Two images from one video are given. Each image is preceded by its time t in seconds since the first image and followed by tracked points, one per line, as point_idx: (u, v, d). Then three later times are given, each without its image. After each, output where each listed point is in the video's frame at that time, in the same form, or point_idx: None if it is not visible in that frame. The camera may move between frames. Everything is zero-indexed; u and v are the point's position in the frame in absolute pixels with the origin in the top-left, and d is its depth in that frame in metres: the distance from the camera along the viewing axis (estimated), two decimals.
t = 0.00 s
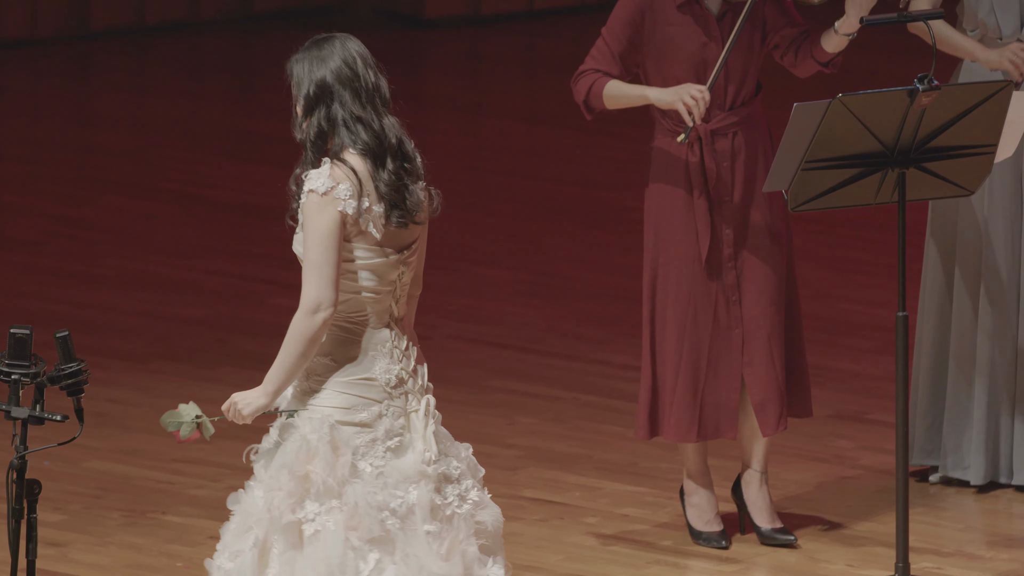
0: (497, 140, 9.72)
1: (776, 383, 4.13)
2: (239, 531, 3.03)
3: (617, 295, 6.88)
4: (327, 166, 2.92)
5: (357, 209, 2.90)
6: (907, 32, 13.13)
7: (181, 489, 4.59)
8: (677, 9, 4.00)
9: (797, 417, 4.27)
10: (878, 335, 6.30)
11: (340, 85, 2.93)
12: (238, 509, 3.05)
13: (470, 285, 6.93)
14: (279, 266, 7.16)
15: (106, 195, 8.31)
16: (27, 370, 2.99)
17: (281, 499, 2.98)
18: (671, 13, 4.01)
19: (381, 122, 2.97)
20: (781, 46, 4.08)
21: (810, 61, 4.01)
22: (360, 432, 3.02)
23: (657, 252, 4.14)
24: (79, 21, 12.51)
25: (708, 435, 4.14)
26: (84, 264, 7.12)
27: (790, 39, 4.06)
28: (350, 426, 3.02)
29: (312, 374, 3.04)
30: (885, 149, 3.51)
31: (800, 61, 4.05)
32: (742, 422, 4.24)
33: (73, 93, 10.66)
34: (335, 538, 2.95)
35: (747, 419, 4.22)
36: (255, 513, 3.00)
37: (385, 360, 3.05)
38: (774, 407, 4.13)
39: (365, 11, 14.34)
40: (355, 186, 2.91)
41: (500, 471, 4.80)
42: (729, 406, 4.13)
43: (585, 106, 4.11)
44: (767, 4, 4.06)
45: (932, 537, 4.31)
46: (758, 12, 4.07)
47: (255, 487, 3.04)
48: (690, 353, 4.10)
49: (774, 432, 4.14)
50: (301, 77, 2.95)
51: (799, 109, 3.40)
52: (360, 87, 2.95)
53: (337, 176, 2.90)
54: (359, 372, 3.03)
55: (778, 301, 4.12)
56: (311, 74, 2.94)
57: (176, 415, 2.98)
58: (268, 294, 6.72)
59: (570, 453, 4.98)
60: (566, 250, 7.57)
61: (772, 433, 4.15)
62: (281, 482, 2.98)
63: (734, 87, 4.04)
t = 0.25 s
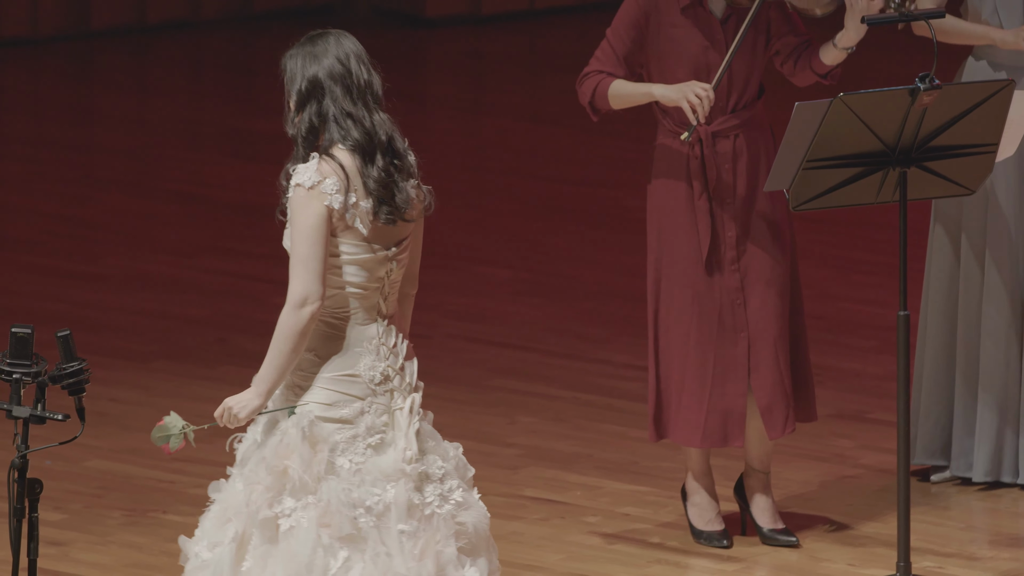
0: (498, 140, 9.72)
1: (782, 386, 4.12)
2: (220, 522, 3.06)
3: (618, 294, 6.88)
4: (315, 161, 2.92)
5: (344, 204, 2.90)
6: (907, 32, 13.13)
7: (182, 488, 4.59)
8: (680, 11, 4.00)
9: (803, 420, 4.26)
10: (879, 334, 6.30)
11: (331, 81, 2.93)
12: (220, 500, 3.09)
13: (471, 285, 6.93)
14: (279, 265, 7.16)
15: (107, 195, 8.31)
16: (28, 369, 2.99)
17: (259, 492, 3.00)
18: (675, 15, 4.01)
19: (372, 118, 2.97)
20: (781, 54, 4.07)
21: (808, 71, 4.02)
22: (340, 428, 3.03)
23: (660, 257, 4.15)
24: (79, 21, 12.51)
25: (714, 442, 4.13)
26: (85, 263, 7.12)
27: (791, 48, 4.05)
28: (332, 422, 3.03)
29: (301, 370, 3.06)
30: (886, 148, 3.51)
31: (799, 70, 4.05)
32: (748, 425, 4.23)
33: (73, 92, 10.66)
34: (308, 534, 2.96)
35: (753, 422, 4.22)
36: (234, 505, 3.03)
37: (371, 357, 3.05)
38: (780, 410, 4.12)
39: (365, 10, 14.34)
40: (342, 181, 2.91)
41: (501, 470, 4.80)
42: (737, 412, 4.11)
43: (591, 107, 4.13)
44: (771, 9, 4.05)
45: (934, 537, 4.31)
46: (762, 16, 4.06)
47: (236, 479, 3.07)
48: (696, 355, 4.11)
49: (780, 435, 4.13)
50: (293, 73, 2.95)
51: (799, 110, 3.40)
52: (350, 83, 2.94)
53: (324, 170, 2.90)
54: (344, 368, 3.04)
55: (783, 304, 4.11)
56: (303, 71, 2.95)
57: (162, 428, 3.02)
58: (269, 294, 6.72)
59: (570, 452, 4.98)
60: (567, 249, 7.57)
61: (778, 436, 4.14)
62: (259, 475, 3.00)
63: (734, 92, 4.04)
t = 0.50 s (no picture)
0: (498, 140, 9.72)
1: (782, 391, 4.11)
2: (194, 521, 3.13)
3: (618, 294, 6.88)
4: (288, 164, 2.92)
5: (314, 208, 2.91)
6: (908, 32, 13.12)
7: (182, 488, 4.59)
8: (689, 11, 4.00)
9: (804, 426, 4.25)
10: (879, 334, 6.30)
11: (308, 84, 2.93)
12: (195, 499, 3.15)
13: (471, 285, 6.93)
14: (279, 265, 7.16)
15: (107, 195, 8.31)
16: (28, 370, 2.99)
17: (227, 494, 3.06)
18: (684, 16, 4.01)
19: (347, 122, 2.96)
20: (780, 63, 4.05)
21: (801, 88, 4.00)
22: (307, 430, 3.04)
23: (662, 260, 4.16)
24: (79, 21, 12.51)
25: (711, 446, 4.13)
26: (84, 263, 7.11)
27: (790, 59, 4.04)
28: (299, 424, 3.05)
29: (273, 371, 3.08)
30: (886, 149, 3.51)
31: (793, 84, 4.03)
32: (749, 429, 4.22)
33: (73, 92, 10.66)
34: (271, 537, 3.01)
35: (752, 426, 4.21)
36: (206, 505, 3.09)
37: (341, 359, 3.05)
38: (779, 416, 4.12)
39: (365, 10, 14.34)
40: (313, 184, 2.91)
41: (501, 470, 4.79)
42: (735, 415, 4.11)
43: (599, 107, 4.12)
44: (780, 16, 4.03)
45: (933, 537, 4.31)
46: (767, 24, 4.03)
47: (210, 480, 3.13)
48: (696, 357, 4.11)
49: (779, 441, 4.13)
50: (272, 73, 2.95)
51: (798, 110, 3.41)
52: (327, 86, 2.94)
53: (296, 173, 2.91)
54: (313, 371, 3.05)
55: (784, 309, 4.10)
56: (282, 72, 2.94)
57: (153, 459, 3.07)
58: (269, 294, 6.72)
59: (570, 453, 4.98)
60: (567, 249, 7.57)
61: (777, 442, 4.14)
62: (227, 477, 3.06)
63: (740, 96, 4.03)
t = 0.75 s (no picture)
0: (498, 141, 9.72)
1: (783, 392, 4.12)
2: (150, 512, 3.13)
3: (618, 295, 6.88)
4: (248, 161, 2.92)
5: (274, 205, 2.91)
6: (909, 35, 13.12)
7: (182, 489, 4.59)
8: (702, 9, 4.00)
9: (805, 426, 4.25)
10: (880, 336, 6.30)
11: (272, 82, 2.93)
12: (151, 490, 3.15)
13: (471, 286, 6.93)
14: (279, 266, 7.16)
15: (107, 195, 8.31)
16: (27, 371, 2.99)
17: (182, 485, 3.06)
18: (697, 12, 4.00)
19: (309, 120, 2.95)
20: (797, 60, 4.07)
21: (819, 81, 4.01)
22: (264, 423, 3.04)
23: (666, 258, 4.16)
24: (79, 21, 12.51)
25: (711, 442, 4.13)
26: (84, 264, 7.11)
27: (805, 55, 4.05)
28: (257, 416, 3.04)
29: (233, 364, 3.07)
30: (884, 150, 3.51)
31: (810, 78, 4.04)
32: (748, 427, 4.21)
33: (73, 93, 10.66)
34: (227, 529, 3.00)
35: (752, 426, 4.21)
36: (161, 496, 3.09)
37: (299, 354, 3.05)
38: (779, 416, 4.13)
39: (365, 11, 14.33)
40: (274, 182, 2.91)
41: (501, 471, 4.79)
42: (736, 413, 4.12)
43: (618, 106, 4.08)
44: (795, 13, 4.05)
45: (933, 538, 4.31)
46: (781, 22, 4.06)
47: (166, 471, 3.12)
48: (698, 355, 4.11)
49: (778, 441, 4.14)
50: (235, 71, 2.95)
51: (798, 110, 3.41)
52: (291, 84, 2.93)
53: (257, 171, 2.91)
54: (271, 365, 3.04)
55: (788, 310, 4.11)
56: (246, 70, 2.94)
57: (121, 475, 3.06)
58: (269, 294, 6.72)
59: (570, 454, 4.98)
60: (567, 250, 7.57)
61: (776, 441, 4.15)
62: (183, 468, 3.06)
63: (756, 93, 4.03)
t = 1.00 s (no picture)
0: (498, 142, 9.71)
1: (788, 390, 4.13)
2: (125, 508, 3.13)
3: (617, 296, 6.88)
4: (218, 158, 2.94)
5: (244, 201, 2.92)
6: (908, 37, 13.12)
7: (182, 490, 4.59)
8: (715, 9, 4.00)
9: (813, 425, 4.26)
10: (880, 337, 6.30)
11: (240, 80, 2.94)
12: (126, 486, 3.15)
13: (471, 287, 6.93)
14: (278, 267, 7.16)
15: (106, 197, 8.31)
16: (27, 372, 2.99)
17: (156, 481, 3.06)
18: (711, 12, 4.01)
19: (279, 116, 2.97)
20: (820, 56, 4.07)
21: (850, 73, 4.01)
22: (237, 418, 3.04)
23: (676, 257, 4.15)
24: (78, 23, 12.51)
25: (720, 440, 4.12)
26: (84, 265, 7.11)
27: (829, 50, 4.06)
28: (230, 411, 3.04)
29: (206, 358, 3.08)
30: (885, 151, 3.51)
31: (839, 73, 4.04)
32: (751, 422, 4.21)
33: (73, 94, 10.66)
34: (200, 525, 3.00)
35: (755, 423, 4.22)
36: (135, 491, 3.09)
37: (272, 349, 3.05)
38: (784, 412, 4.15)
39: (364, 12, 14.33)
40: (243, 178, 2.93)
41: (501, 473, 4.79)
42: (743, 411, 4.13)
43: (646, 106, 4.05)
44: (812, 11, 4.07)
45: (933, 539, 4.31)
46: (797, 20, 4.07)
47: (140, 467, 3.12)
48: (706, 354, 4.10)
49: (782, 436, 4.16)
50: (204, 69, 2.96)
51: (798, 111, 3.43)
52: (260, 81, 2.95)
53: (226, 168, 2.93)
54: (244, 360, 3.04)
55: (795, 309, 4.12)
56: (213, 68, 2.95)
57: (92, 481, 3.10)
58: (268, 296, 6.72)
59: (570, 455, 4.97)
60: (566, 252, 7.57)
61: (779, 437, 4.16)
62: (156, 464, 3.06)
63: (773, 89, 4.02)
